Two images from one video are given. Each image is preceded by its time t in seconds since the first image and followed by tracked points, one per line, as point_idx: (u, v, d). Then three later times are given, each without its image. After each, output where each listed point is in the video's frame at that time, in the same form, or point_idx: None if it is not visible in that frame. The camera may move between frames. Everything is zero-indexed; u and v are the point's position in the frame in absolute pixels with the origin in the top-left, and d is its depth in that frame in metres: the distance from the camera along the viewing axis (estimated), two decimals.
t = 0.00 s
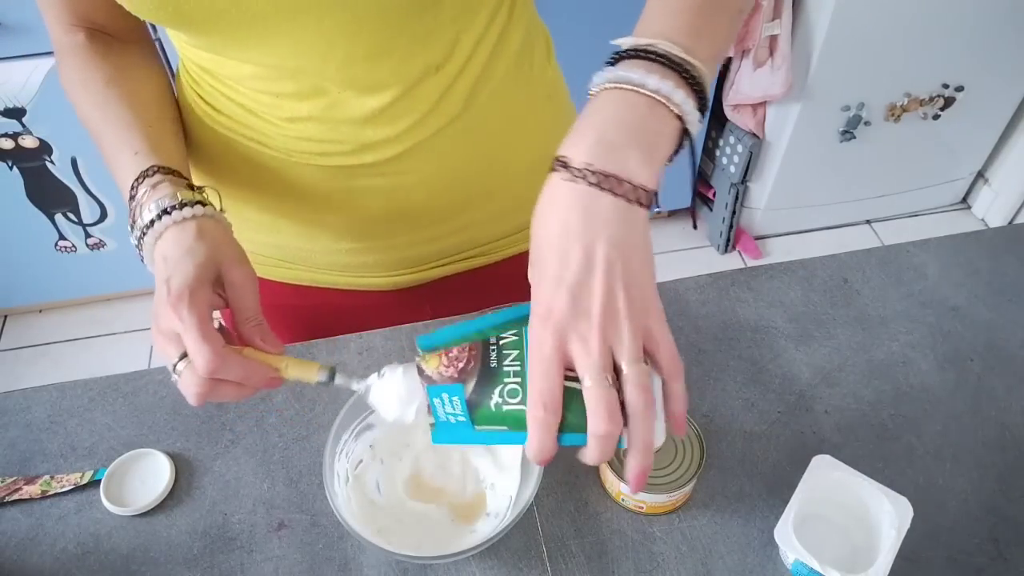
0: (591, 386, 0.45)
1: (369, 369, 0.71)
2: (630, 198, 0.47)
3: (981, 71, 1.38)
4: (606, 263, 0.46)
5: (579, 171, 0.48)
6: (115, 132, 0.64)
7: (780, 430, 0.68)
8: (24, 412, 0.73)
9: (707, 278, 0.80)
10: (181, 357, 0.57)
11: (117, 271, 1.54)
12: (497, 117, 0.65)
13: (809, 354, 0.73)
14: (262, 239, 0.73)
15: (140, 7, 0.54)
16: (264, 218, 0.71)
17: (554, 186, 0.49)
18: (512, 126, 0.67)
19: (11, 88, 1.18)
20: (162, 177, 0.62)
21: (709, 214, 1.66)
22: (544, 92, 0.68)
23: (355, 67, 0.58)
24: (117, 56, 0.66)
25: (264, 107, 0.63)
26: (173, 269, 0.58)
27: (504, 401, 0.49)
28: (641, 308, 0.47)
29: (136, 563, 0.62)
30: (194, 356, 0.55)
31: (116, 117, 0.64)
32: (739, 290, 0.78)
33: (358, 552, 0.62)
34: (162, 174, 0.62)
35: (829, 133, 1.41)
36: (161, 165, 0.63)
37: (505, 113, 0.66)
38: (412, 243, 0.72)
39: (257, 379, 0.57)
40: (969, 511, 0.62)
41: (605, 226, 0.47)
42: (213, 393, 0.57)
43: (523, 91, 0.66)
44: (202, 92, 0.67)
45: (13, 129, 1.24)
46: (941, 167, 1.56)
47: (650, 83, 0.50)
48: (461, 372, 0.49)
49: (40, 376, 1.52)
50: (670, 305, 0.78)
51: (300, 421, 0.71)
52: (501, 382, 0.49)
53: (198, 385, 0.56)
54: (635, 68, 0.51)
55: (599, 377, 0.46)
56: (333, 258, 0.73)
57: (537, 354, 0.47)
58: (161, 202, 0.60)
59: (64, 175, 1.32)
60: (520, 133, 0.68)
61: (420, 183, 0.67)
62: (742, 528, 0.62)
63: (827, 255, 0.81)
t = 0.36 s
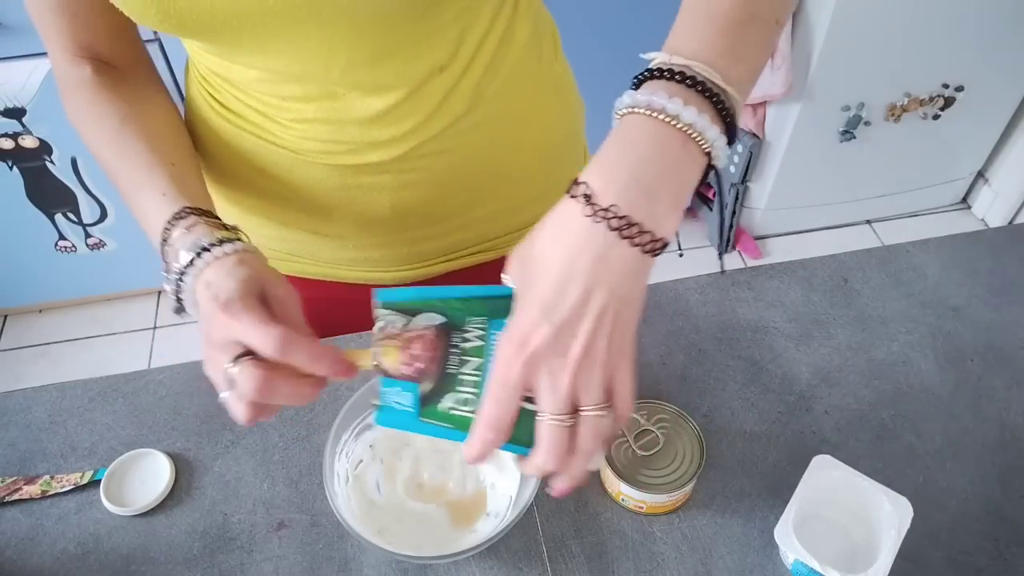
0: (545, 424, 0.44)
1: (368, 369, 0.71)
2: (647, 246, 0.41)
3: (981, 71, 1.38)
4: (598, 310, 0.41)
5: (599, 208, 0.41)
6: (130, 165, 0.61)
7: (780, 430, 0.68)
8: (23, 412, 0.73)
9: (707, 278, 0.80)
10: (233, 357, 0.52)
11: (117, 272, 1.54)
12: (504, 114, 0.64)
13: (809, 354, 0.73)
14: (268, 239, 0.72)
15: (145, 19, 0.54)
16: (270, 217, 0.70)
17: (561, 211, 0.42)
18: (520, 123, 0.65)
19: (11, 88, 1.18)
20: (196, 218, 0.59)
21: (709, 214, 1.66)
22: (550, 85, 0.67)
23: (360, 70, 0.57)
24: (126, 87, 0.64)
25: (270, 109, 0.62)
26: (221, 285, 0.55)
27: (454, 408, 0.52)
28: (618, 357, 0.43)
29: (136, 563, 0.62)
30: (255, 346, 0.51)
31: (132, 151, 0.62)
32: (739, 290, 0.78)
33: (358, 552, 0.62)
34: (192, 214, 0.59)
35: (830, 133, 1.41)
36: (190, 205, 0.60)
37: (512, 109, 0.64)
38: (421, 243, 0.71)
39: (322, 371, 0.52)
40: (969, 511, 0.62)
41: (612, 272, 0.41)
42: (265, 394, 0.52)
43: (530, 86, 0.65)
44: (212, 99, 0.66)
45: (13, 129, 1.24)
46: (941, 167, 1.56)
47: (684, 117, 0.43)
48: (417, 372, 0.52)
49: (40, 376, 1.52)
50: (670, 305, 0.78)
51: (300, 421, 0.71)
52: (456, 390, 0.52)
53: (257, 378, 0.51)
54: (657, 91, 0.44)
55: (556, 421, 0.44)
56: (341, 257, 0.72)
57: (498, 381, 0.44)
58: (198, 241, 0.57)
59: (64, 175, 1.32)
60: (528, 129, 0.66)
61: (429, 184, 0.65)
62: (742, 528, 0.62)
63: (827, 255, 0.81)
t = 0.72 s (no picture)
0: (524, 437, 0.46)
1: (369, 370, 0.71)
2: (562, 242, 0.44)
3: (981, 71, 1.38)
4: (539, 314, 0.44)
5: (515, 209, 0.45)
6: (139, 168, 0.61)
7: (780, 430, 0.68)
8: (23, 412, 0.73)
9: (707, 278, 0.80)
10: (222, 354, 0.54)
11: (117, 272, 1.54)
12: (500, 118, 0.64)
13: (809, 354, 0.73)
14: (266, 240, 0.72)
15: (140, 21, 0.54)
16: (268, 218, 0.70)
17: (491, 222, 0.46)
18: (517, 127, 0.65)
19: (11, 88, 1.18)
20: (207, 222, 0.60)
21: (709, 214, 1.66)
22: (547, 88, 0.66)
23: (355, 75, 0.57)
24: (131, 87, 0.64)
25: (267, 112, 0.62)
26: (226, 285, 0.56)
27: (448, 435, 0.51)
28: (579, 354, 0.45)
29: (136, 563, 0.62)
30: (245, 343, 0.53)
31: (140, 154, 0.62)
32: (739, 290, 0.78)
33: (358, 552, 0.62)
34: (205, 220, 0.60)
35: (830, 133, 1.41)
36: (204, 210, 0.61)
37: (509, 112, 0.64)
38: (418, 246, 0.71)
39: (305, 376, 0.53)
40: (970, 511, 0.62)
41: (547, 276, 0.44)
42: (245, 392, 0.53)
43: (526, 90, 0.65)
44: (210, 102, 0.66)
45: (13, 129, 1.24)
46: (941, 167, 1.56)
47: (608, 123, 0.46)
48: (403, 411, 0.51)
49: (40, 376, 1.52)
50: (670, 305, 0.78)
51: (301, 421, 0.71)
52: (443, 416, 0.50)
53: (241, 375, 0.52)
54: (592, 99, 0.48)
55: (532, 431, 0.46)
56: (338, 259, 0.72)
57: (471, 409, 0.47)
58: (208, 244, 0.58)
59: (64, 175, 1.32)
60: (525, 132, 0.66)
61: (425, 188, 0.65)
62: (742, 528, 0.62)
63: (827, 255, 0.81)
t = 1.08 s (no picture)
0: (531, 423, 0.44)
1: (369, 369, 0.71)
2: (546, 216, 0.45)
3: (981, 71, 1.38)
4: (530, 291, 0.45)
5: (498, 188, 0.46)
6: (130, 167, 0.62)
7: (780, 430, 0.68)
8: (23, 412, 0.73)
9: (707, 278, 0.80)
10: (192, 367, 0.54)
11: (117, 272, 1.54)
12: (497, 120, 0.64)
13: (809, 354, 0.73)
14: (263, 241, 0.72)
15: (135, 23, 0.54)
16: (264, 220, 0.70)
17: (480, 204, 0.48)
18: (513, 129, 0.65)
19: (12, 88, 1.18)
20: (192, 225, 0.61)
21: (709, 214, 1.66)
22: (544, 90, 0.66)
23: (350, 76, 0.57)
24: (126, 80, 0.64)
25: (263, 113, 0.62)
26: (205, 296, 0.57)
27: (473, 437, 0.49)
28: (580, 334, 0.44)
29: (136, 563, 0.62)
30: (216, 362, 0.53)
31: (133, 153, 0.62)
32: (739, 290, 0.78)
33: (358, 552, 0.62)
34: (190, 223, 0.61)
35: (830, 133, 1.41)
36: (188, 211, 0.62)
37: (506, 114, 0.64)
38: (416, 248, 0.71)
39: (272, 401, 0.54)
40: (969, 511, 0.62)
41: (540, 262, 0.45)
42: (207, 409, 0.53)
43: (523, 91, 0.64)
44: (204, 104, 0.66)
45: (13, 129, 1.24)
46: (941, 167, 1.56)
47: (591, 98, 0.46)
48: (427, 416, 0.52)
49: (40, 377, 1.53)
50: (670, 305, 0.78)
51: (301, 421, 0.71)
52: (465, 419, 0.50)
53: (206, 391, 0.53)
54: (583, 79, 0.48)
55: (537, 415, 0.44)
56: (335, 260, 0.72)
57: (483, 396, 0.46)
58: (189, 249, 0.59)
59: (64, 175, 1.32)
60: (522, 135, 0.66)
61: (422, 190, 0.65)
62: (742, 528, 0.62)
63: (827, 255, 0.81)
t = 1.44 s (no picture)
0: (522, 402, 0.44)
1: (369, 369, 0.71)
2: (558, 195, 0.44)
3: (981, 71, 1.38)
4: (534, 269, 0.44)
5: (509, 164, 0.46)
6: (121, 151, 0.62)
7: (780, 431, 0.68)
8: (23, 412, 0.73)
9: (707, 277, 0.80)
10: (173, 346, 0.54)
11: (117, 272, 1.54)
12: (496, 121, 0.64)
13: (809, 354, 0.73)
14: (261, 243, 0.72)
15: (133, 23, 0.54)
16: (262, 221, 0.70)
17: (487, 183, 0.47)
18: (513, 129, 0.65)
19: (11, 88, 1.18)
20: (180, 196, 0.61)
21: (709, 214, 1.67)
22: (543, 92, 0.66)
23: (349, 77, 0.57)
24: (121, 68, 0.64)
25: (262, 115, 0.62)
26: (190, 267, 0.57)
27: (457, 422, 0.49)
28: (580, 316, 0.44)
29: (136, 563, 0.62)
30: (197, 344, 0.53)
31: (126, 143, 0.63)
32: (739, 290, 0.78)
33: (358, 552, 0.62)
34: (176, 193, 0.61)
35: (830, 133, 1.41)
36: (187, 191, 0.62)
37: (505, 115, 0.64)
38: (414, 249, 0.70)
39: (251, 379, 0.54)
40: (970, 511, 0.62)
41: (548, 241, 0.44)
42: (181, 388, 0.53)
43: (522, 91, 0.64)
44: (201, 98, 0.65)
45: (13, 129, 1.24)
46: (941, 167, 1.56)
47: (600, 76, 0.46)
48: (415, 400, 0.52)
49: (40, 377, 1.53)
50: (670, 305, 0.78)
51: (300, 421, 0.71)
52: (451, 404, 0.50)
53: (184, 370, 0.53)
54: (590, 59, 0.48)
55: (529, 394, 0.44)
56: (334, 262, 0.72)
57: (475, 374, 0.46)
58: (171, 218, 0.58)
59: (64, 174, 1.32)
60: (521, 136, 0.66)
61: (421, 191, 0.65)
62: (742, 528, 0.62)
63: (827, 255, 0.81)
